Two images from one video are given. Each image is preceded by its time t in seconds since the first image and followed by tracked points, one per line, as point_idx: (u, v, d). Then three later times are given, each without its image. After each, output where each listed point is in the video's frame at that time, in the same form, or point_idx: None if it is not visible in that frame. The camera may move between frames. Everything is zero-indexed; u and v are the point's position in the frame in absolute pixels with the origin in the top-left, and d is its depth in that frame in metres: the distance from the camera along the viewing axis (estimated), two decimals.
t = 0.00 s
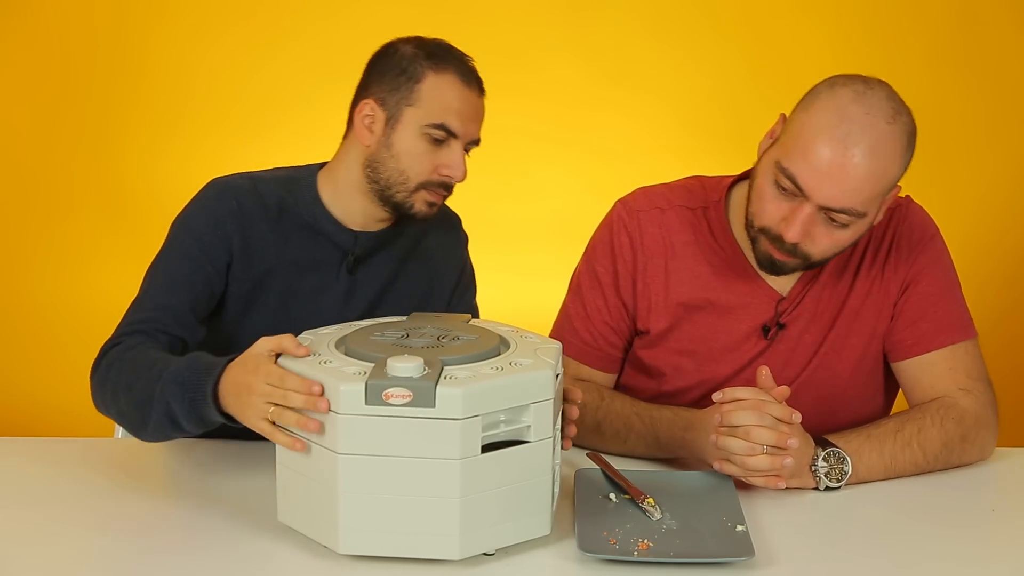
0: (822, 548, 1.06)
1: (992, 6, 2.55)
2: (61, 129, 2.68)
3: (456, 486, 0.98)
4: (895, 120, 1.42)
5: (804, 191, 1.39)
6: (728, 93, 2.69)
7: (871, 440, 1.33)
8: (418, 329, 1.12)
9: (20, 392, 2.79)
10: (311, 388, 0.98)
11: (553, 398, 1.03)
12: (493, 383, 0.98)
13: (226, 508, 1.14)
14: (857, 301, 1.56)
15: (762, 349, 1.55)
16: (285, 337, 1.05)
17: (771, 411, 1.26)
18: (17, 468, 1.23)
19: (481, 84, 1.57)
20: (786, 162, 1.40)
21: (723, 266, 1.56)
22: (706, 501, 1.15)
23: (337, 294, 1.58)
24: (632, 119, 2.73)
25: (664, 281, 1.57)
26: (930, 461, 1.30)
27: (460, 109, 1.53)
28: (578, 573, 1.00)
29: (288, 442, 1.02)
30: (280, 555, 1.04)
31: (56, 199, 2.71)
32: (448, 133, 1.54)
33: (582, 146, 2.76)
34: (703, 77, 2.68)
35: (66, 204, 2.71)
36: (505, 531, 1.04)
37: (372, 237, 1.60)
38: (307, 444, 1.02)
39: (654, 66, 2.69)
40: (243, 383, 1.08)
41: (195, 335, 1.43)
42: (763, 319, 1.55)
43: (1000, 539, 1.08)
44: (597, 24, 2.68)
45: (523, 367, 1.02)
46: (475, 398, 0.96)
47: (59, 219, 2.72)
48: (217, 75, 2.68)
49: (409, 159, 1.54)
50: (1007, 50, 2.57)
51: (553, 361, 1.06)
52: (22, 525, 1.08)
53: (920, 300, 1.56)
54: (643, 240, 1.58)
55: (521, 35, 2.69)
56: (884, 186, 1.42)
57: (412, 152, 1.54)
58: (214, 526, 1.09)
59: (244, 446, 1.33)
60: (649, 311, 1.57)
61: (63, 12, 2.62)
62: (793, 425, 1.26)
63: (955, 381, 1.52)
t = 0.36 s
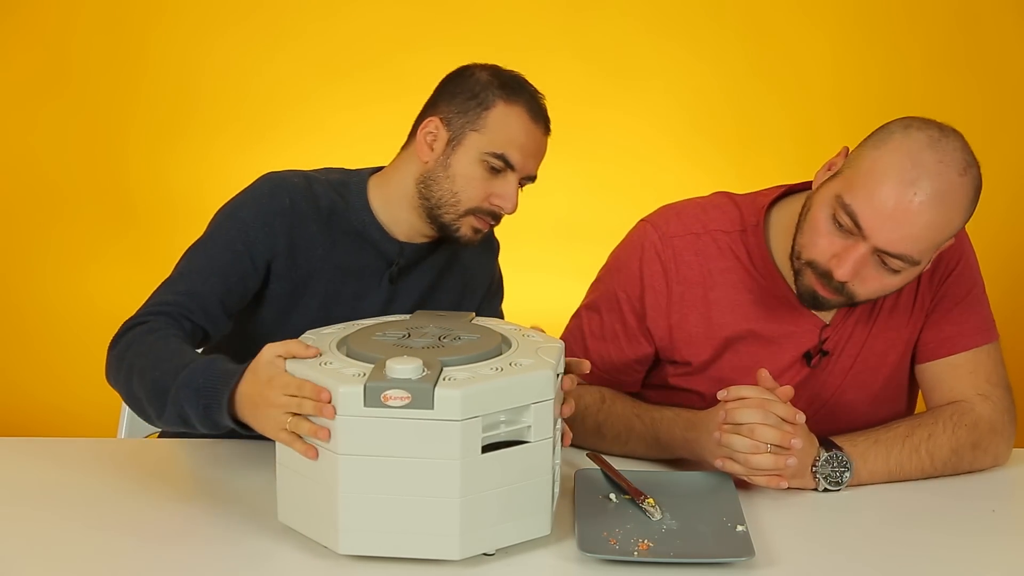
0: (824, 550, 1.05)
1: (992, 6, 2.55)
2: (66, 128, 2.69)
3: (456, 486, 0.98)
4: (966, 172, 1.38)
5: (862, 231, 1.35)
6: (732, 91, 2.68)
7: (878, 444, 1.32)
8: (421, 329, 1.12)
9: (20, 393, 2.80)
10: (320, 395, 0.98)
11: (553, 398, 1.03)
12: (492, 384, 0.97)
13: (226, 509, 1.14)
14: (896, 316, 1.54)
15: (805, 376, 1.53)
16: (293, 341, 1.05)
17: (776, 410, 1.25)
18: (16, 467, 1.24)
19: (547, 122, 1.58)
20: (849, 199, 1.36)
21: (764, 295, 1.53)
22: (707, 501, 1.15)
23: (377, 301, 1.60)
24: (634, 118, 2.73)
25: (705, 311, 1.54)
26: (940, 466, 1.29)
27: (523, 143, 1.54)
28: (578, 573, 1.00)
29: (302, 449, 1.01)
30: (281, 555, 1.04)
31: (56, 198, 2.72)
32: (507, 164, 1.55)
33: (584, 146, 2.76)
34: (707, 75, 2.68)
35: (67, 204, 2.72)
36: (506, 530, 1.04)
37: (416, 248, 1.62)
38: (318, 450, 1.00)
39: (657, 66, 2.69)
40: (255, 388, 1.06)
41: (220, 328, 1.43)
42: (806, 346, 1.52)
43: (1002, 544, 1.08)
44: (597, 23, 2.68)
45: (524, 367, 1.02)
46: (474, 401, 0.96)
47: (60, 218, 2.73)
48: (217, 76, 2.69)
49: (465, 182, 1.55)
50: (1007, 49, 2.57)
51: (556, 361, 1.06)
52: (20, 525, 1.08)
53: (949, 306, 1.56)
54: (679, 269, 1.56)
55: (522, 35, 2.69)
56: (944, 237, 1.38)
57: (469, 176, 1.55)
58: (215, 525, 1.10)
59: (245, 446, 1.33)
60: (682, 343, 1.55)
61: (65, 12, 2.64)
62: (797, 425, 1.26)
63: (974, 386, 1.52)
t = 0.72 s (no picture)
0: (825, 550, 1.05)
1: (992, 6, 2.55)
2: (66, 128, 2.69)
3: (456, 486, 0.98)
4: (966, 179, 1.38)
5: (860, 236, 1.35)
6: (732, 91, 2.68)
7: (878, 444, 1.32)
8: (422, 329, 1.12)
9: (20, 393, 2.80)
10: (306, 387, 1.00)
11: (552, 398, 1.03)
12: (490, 385, 0.97)
13: (227, 509, 1.14)
14: (902, 316, 1.55)
15: (806, 378, 1.53)
16: (281, 333, 1.07)
17: (777, 407, 1.25)
18: (15, 466, 1.23)
19: (557, 127, 1.56)
20: (848, 204, 1.36)
21: (763, 298, 1.53)
22: (707, 502, 1.15)
23: (387, 304, 1.61)
24: (634, 118, 2.73)
25: (706, 315, 1.54)
26: (940, 466, 1.29)
27: (528, 148, 1.53)
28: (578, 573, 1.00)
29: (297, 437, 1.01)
30: (280, 555, 1.04)
31: (56, 197, 2.72)
32: (511, 168, 1.53)
33: (585, 146, 2.76)
34: (707, 75, 2.68)
35: (67, 204, 2.72)
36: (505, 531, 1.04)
37: (426, 252, 1.62)
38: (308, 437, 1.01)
39: (657, 65, 2.69)
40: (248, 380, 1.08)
41: (225, 334, 1.44)
42: (807, 349, 1.52)
43: (1002, 544, 1.08)
44: (597, 23, 2.68)
45: (521, 368, 1.02)
46: (470, 400, 0.96)
47: (60, 218, 2.73)
48: (217, 75, 2.69)
49: (469, 185, 1.54)
50: (1007, 50, 2.57)
51: (554, 364, 1.06)
52: (20, 524, 1.08)
53: (950, 306, 1.56)
54: (679, 272, 1.56)
55: (522, 34, 2.68)
56: (943, 243, 1.38)
57: (473, 179, 1.54)
58: (215, 524, 1.10)
59: (245, 446, 1.33)
60: (682, 347, 1.55)
61: (65, 12, 2.64)
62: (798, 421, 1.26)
63: (974, 387, 1.53)
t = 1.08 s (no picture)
0: (824, 550, 1.06)
1: (992, 6, 2.55)
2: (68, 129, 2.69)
3: (456, 486, 0.98)
4: (965, 180, 1.37)
5: (858, 236, 1.35)
6: (732, 91, 2.68)
7: (878, 444, 1.32)
8: (415, 313, 1.12)
9: (20, 393, 2.80)
10: (301, 362, 0.99)
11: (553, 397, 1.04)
12: (487, 353, 0.97)
13: (226, 509, 1.14)
14: (900, 315, 1.54)
15: (806, 378, 1.53)
16: (278, 315, 1.07)
17: (777, 408, 1.25)
18: (16, 467, 1.23)
19: (538, 114, 1.55)
20: (845, 204, 1.35)
21: (764, 298, 1.53)
22: (707, 502, 1.15)
23: (379, 301, 1.60)
24: (634, 118, 2.73)
25: (707, 315, 1.54)
26: (940, 466, 1.29)
27: (507, 137, 1.51)
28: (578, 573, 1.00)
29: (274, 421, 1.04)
30: (281, 555, 1.04)
31: (57, 198, 2.72)
32: (490, 157, 1.51)
33: (585, 146, 2.76)
34: (708, 75, 2.68)
35: (68, 204, 2.72)
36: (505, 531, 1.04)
37: (416, 249, 1.62)
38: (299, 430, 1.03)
39: (657, 66, 2.69)
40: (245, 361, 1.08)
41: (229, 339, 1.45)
42: (806, 348, 1.52)
43: (1001, 543, 1.08)
44: (597, 24, 2.68)
45: (517, 338, 1.02)
46: (468, 366, 0.96)
47: (60, 218, 2.73)
48: (217, 75, 2.69)
49: (448, 176, 1.53)
50: (1007, 51, 2.57)
51: (549, 334, 1.06)
52: (20, 525, 1.08)
53: (949, 305, 1.56)
54: (680, 273, 1.55)
55: (522, 35, 2.69)
56: (941, 244, 1.37)
57: (452, 170, 1.53)
58: (215, 525, 1.10)
59: (246, 446, 1.33)
60: (683, 347, 1.55)
61: (64, 13, 2.64)
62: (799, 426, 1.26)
63: (974, 387, 1.53)
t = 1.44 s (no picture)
0: (823, 550, 1.06)
1: (992, 5, 2.55)
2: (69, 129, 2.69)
3: (456, 486, 0.98)
4: (925, 120, 1.47)
5: (824, 180, 1.44)
6: (732, 90, 2.68)
7: (875, 442, 1.32)
8: (421, 329, 1.12)
9: (19, 393, 2.80)
10: (306, 385, 1.00)
11: (553, 399, 1.03)
12: (492, 385, 0.97)
13: (226, 509, 1.14)
14: (883, 296, 1.58)
15: (782, 345, 1.58)
16: (286, 338, 1.06)
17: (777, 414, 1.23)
18: (16, 468, 1.23)
19: (521, 106, 1.56)
20: (812, 151, 1.45)
21: (746, 262, 1.61)
22: (707, 502, 1.15)
23: (369, 300, 1.59)
24: (633, 119, 2.73)
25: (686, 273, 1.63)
26: (936, 462, 1.28)
27: (490, 130, 1.53)
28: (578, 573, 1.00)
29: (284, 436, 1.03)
30: (281, 555, 1.04)
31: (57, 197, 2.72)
32: (474, 151, 1.53)
33: (584, 146, 2.76)
34: (708, 75, 2.68)
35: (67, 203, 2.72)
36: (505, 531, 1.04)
37: (408, 247, 1.62)
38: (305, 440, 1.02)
39: (656, 66, 2.69)
40: (252, 381, 1.08)
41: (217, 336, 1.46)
42: (784, 314, 1.57)
43: (999, 541, 1.08)
44: (597, 24, 2.68)
45: (523, 368, 1.02)
46: (474, 397, 0.96)
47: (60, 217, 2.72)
48: (217, 74, 2.69)
49: (432, 170, 1.55)
50: (1006, 52, 2.57)
51: (555, 363, 1.05)
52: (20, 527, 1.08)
53: (940, 300, 1.56)
54: (664, 233, 1.65)
55: (522, 35, 2.68)
56: (905, 184, 1.46)
57: (436, 164, 1.55)
58: (215, 525, 1.10)
59: (245, 446, 1.33)
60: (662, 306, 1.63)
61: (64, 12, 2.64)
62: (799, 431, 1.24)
63: (967, 383, 1.50)
